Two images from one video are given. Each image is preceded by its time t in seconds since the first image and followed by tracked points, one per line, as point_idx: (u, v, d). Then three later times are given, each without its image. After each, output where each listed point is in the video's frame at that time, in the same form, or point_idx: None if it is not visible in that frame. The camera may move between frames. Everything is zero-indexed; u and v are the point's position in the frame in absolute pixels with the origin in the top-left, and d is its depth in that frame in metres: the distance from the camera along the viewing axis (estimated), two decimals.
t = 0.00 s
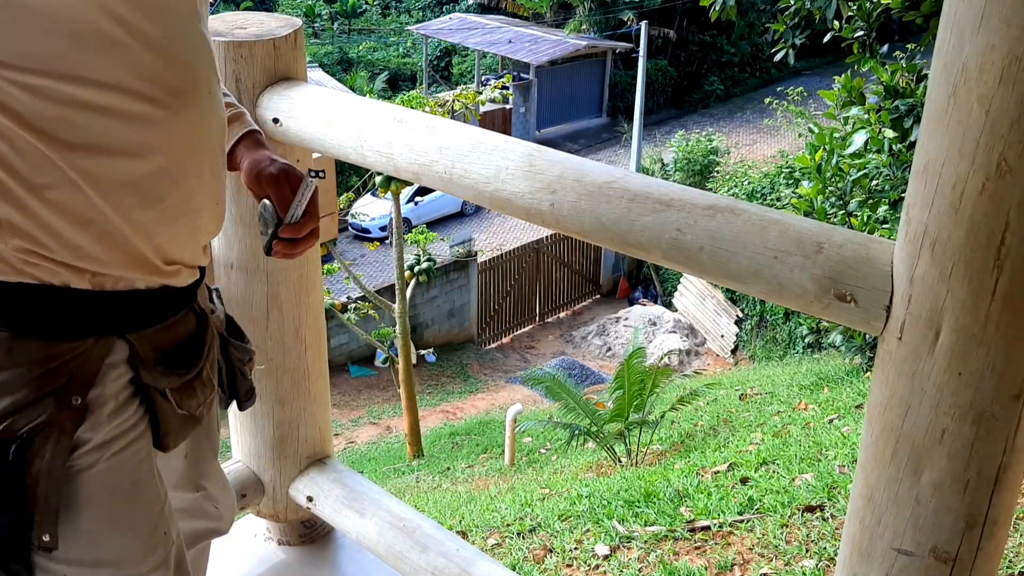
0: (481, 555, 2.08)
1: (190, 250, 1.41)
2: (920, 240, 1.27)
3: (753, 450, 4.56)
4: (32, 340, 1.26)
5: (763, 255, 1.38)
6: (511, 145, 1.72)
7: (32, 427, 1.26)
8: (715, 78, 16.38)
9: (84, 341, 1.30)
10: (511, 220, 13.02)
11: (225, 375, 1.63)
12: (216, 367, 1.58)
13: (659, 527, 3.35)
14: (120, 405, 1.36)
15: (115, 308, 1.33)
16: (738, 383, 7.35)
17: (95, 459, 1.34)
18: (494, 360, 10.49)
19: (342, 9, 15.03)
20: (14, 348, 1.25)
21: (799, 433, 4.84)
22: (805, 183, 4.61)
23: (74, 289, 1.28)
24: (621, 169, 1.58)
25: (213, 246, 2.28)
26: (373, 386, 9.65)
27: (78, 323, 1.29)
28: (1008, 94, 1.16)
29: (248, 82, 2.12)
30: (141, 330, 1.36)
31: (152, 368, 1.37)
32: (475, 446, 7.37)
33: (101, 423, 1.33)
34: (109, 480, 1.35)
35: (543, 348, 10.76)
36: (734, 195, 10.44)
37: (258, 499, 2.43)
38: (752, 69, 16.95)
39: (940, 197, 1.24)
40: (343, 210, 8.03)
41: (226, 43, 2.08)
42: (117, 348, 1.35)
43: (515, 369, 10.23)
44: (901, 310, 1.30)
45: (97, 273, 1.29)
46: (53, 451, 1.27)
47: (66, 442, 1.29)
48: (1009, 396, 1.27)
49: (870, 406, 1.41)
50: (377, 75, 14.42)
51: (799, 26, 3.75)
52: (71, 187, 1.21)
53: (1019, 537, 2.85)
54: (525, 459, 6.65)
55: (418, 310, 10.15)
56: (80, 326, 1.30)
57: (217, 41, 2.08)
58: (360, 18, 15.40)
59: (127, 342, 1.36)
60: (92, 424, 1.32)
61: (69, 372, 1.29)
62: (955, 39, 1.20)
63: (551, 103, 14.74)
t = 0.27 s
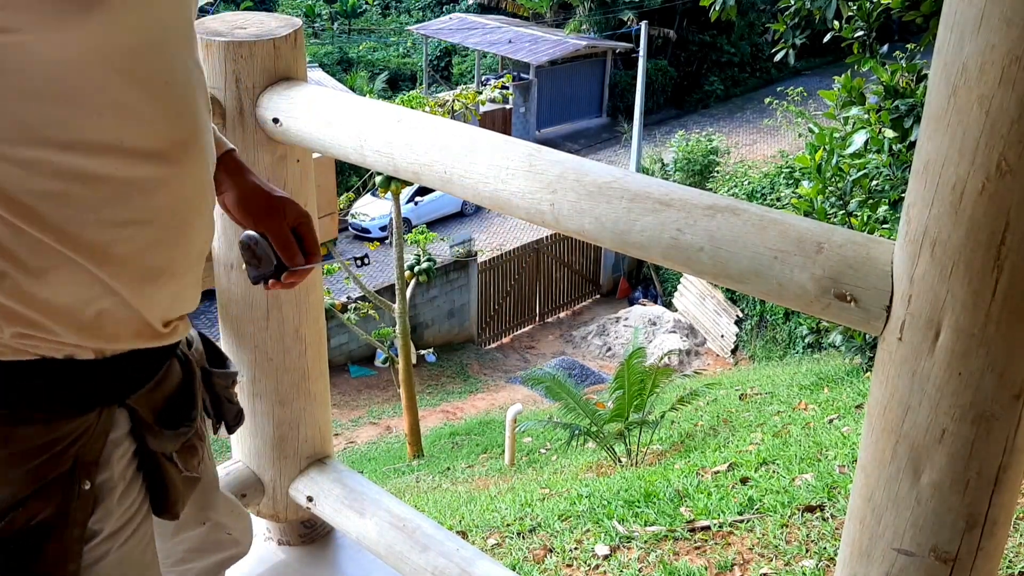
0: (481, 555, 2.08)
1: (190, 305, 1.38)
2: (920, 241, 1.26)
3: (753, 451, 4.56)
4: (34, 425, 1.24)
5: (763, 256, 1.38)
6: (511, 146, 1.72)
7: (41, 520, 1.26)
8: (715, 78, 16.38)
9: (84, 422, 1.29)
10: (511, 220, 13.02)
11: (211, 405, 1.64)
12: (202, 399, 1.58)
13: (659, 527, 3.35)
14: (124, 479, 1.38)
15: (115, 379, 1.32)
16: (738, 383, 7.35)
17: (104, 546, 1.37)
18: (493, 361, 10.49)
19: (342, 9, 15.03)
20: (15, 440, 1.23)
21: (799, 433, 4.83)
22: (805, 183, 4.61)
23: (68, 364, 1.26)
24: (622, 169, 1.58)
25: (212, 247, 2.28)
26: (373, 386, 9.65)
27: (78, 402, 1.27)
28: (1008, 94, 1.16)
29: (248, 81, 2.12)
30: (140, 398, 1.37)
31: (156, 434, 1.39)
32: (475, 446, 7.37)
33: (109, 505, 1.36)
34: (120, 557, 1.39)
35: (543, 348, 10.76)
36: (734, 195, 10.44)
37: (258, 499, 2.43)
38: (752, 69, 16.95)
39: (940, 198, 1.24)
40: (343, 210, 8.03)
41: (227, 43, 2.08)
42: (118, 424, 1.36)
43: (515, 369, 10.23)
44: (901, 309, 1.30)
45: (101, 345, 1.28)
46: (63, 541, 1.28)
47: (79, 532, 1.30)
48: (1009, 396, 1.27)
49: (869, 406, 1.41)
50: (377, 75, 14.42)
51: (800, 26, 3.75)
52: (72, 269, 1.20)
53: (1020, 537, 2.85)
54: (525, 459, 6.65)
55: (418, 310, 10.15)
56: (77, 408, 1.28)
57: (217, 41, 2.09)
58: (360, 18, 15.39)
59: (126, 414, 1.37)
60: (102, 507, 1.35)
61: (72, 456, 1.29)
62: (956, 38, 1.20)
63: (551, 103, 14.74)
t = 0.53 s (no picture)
0: (481, 555, 2.08)
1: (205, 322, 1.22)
2: (919, 241, 1.26)
3: (753, 450, 4.56)
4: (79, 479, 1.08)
5: (763, 256, 1.38)
6: (511, 146, 1.72)
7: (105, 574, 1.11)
8: (715, 78, 16.38)
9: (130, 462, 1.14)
10: (511, 220, 13.02)
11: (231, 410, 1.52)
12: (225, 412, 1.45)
13: (659, 527, 3.35)
14: (178, 517, 1.22)
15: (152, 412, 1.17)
16: (738, 383, 7.34)
17: None
18: (494, 361, 10.49)
19: (342, 9, 15.03)
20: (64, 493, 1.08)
21: (799, 433, 4.83)
22: (806, 184, 4.61)
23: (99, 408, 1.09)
24: (622, 169, 1.58)
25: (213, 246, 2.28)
26: (373, 386, 9.65)
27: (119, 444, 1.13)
28: (1007, 94, 1.16)
29: (248, 81, 2.12)
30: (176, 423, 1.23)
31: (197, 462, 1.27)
32: (475, 446, 7.37)
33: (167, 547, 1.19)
34: None
35: (543, 348, 10.76)
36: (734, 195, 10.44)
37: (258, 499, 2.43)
38: (752, 69, 16.95)
39: (940, 197, 1.24)
40: (343, 210, 8.03)
41: (227, 43, 2.08)
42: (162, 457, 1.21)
43: (515, 369, 10.23)
44: (901, 309, 1.30)
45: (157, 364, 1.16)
46: None
47: None
48: (1008, 396, 1.27)
49: (869, 406, 1.41)
50: (377, 75, 14.42)
51: (800, 26, 3.75)
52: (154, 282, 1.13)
53: (1019, 538, 2.86)
54: (525, 459, 6.65)
55: (418, 311, 10.15)
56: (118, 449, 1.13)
57: (217, 41, 2.09)
58: (360, 18, 15.39)
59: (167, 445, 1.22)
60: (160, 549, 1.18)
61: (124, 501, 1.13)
62: (955, 37, 1.20)
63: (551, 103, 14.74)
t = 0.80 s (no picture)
0: (481, 555, 2.08)
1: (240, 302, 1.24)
2: (919, 241, 1.26)
3: (753, 451, 4.56)
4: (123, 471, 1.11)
5: (763, 256, 1.38)
6: (512, 146, 1.72)
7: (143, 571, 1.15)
8: (715, 78, 16.38)
9: (164, 462, 1.17)
10: (511, 220, 13.02)
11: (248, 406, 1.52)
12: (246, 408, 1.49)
13: (659, 527, 3.35)
14: (206, 516, 1.28)
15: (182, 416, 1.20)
16: (738, 384, 7.35)
17: None
18: (494, 361, 10.49)
19: (342, 9, 15.03)
20: (103, 497, 1.10)
21: (799, 433, 4.83)
22: (805, 184, 4.61)
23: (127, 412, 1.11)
24: (622, 169, 1.58)
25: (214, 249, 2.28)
26: (373, 386, 9.65)
27: (158, 440, 1.16)
28: (1007, 95, 1.16)
29: (248, 81, 2.11)
30: (208, 422, 1.29)
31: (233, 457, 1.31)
32: (475, 446, 7.37)
33: (199, 547, 1.25)
34: None
35: (543, 348, 10.76)
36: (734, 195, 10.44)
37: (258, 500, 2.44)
38: (752, 69, 16.95)
39: (939, 197, 1.24)
40: (343, 210, 8.03)
41: (226, 43, 2.08)
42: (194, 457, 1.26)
43: (515, 369, 10.24)
44: (901, 309, 1.30)
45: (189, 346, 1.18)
46: None
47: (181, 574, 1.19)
48: (1009, 396, 1.27)
49: (869, 407, 1.41)
50: (377, 75, 14.41)
51: (799, 26, 3.75)
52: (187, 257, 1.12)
53: (1019, 537, 2.86)
54: (525, 459, 6.65)
55: (418, 311, 10.15)
56: (152, 449, 1.15)
57: (217, 41, 2.08)
58: (360, 18, 15.41)
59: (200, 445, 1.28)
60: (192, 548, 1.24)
61: (158, 500, 1.16)
62: (956, 38, 1.19)
63: (551, 103, 14.75)
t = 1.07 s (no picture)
0: (482, 553, 2.10)
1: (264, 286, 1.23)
2: (918, 241, 1.28)
3: (752, 450, 4.57)
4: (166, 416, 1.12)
5: (762, 255, 1.40)
6: (513, 147, 1.74)
7: (180, 518, 1.14)
8: (714, 78, 16.40)
9: (204, 415, 1.16)
10: (511, 220, 13.04)
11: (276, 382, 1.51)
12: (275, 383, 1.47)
13: (658, 526, 3.36)
14: (239, 474, 1.27)
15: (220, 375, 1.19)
16: (737, 383, 7.36)
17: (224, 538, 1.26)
18: (493, 361, 10.51)
19: (342, 9, 15.04)
20: (148, 440, 1.10)
21: (798, 433, 4.84)
22: (805, 184, 4.63)
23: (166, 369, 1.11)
24: (622, 170, 1.60)
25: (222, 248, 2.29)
26: (373, 386, 9.66)
27: (199, 392, 1.16)
28: (1006, 96, 1.18)
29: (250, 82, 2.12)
30: (245, 386, 1.27)
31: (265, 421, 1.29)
32: (475, 446, 7.38)
33: (231, 498, 1.25)
34: (236, 550, 1.28)
35: (543, 348, 10.77)
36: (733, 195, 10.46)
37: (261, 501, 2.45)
38: (752, 70, 16.97)
39: (938, 198, 1.25)
40: (343, 210, 8.04)
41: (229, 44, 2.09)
42: (228, 419, 1.24)
43: (514, 369, 10.25)
44: (900, 310, 1.32)
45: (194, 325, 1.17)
46: (202, 539, 1.16)
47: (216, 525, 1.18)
48: (1006, 395, 1.29)
49: (867, 405, 1.42)
50: (377, 75, 14.44)
51: (800, 27, 3.76)
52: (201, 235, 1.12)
53: (1017, 536, 2.87)
54: (525, 459, 6.66)
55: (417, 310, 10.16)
56: (195, 401, 1.15)
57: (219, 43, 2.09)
58: (360, 18, 15.43)
59: (234, 408, 1.25)
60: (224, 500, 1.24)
61: (198, 450, 1.16)
62: (954, 39, 1.21)
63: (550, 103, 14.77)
